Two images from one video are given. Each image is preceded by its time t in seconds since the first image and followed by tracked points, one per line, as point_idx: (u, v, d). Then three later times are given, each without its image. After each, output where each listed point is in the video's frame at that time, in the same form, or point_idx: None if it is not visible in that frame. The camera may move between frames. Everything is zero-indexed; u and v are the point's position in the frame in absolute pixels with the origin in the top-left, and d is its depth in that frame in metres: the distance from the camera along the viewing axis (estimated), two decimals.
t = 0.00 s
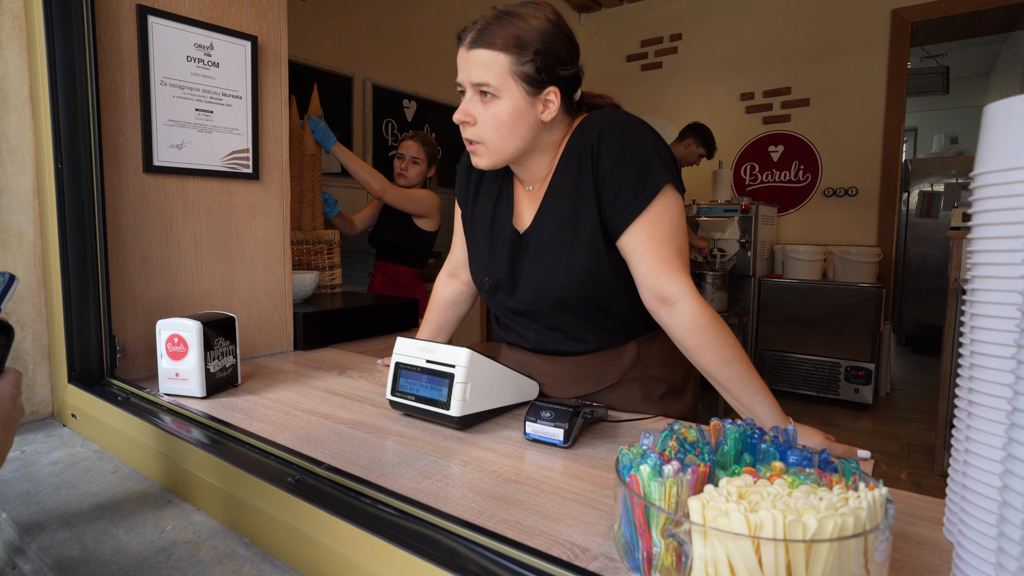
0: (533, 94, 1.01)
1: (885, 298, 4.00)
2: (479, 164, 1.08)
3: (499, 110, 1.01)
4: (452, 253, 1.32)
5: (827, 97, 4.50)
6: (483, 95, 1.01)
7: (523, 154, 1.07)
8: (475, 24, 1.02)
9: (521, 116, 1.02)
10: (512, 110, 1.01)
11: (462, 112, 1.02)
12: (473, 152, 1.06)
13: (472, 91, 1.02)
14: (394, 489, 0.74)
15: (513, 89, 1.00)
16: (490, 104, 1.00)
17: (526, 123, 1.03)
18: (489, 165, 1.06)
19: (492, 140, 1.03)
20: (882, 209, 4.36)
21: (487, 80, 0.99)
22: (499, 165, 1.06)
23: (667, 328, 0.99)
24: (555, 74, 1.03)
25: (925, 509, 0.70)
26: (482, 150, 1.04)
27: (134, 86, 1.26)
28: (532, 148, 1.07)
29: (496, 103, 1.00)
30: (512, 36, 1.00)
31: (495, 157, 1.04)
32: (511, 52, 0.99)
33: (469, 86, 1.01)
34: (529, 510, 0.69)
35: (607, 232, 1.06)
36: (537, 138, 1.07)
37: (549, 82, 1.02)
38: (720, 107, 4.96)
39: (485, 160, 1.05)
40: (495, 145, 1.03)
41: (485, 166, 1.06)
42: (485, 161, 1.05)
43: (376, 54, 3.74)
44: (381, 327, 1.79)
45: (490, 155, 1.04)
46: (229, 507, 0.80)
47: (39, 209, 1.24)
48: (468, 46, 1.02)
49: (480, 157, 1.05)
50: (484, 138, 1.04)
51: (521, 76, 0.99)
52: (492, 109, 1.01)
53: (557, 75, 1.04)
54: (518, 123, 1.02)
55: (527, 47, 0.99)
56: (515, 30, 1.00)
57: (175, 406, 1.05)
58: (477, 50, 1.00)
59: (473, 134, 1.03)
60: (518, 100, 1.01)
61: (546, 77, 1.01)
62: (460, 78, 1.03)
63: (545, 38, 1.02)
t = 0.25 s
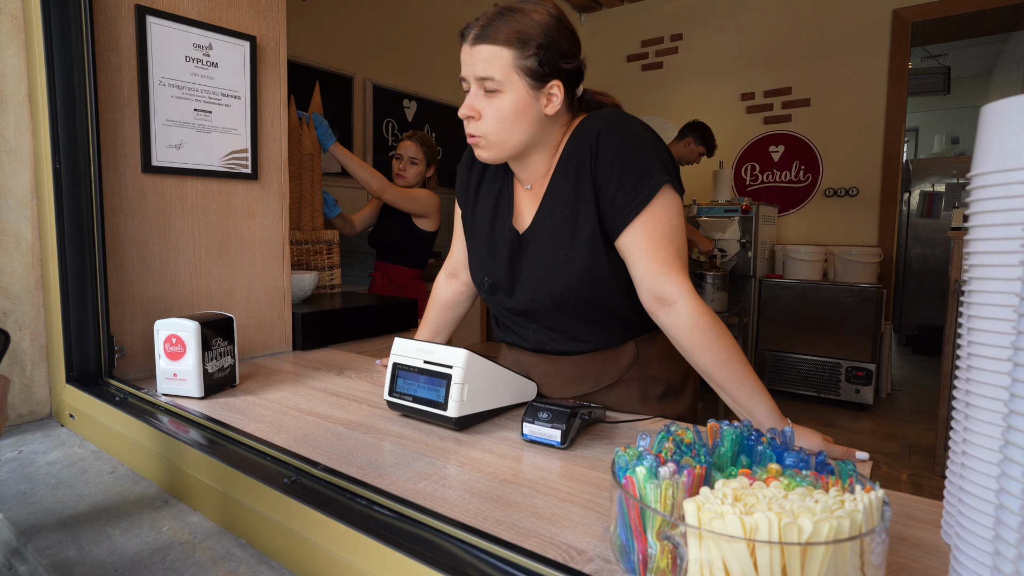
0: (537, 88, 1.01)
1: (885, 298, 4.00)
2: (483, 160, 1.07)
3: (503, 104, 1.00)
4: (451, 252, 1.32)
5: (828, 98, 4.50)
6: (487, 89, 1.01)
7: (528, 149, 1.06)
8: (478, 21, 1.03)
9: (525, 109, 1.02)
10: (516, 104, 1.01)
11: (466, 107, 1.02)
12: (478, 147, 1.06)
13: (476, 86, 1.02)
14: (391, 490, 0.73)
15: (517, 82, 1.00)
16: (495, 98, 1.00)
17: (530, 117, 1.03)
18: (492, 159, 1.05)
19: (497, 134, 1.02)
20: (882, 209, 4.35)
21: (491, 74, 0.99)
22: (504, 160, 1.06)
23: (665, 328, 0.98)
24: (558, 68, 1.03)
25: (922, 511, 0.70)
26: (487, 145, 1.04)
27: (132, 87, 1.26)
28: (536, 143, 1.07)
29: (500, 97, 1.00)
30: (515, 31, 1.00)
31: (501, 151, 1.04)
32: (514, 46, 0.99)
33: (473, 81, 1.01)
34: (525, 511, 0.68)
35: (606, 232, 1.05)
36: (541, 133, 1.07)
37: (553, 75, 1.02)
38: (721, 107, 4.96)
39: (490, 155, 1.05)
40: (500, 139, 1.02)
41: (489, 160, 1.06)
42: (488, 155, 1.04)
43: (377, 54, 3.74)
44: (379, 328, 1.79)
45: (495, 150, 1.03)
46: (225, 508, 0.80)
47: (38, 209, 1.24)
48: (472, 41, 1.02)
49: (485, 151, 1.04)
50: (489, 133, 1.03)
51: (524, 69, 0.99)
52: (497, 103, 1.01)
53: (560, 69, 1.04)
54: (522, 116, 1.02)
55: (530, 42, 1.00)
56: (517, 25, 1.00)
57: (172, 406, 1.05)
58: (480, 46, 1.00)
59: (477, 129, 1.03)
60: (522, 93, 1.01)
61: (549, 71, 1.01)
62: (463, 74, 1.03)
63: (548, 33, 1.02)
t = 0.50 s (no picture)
0: (540, 83, 1.02)
1: (886, 298, 4.00)
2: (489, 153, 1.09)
3: (507, 98, 1.02)
4: (453, 250, 1.33)
5: (828, 97, 4.50)
6: (491, 84, 1.02)
7: (533, 143, 1.08)
8: (481, 17, 1.04)
9: (529, 103, 1.03)
10: (520, 98, 1.02)
11: (471, 102, 1.04)
12: (483, 140, 1.08)
13: (480, 81, 1.03)
14: (391, 484, 0.74)
15: (520, 77, 1.01)
16: (499, 92, 1.02)
17: (534, 111, 1.04)
18: (498, 154, 1.07)
19: (502, 128, 1.04)
20: (883, 209, 4.35)
21: (495, 69, 1.00)
22: (508, 154, 1.07)
23: (664, 324, 0.99)
24: (560, 63, 1.04)
25: (918, 505, 0.70)
26: (492, 139, 1.06)
27: (136, 87, 1.27)
28: (541, 137, 1.08)
29: (504, 91, 1.01)
30: (518, 27, 1.01)
31: (505, 145, 1.06)
32: (518, 41, 1.00)
33: (477, 76, 1.03)
34: (524, 504, 0.69)
35: (606, 229, 1.06)
36: (545, 126, 1.08)
37: (556, 70, 1.03)
38: (722, 107, 4.96)
39: (495, 149, 1.06)
40: (505, 133, 1.04)
41: (495, 154, 1.08)
42: (495, 150, 1.07)
43: (378, 54, 3.75)
44: (380, 326, 1.80)
45: (500, 144, 1.06)
46: (228, 501, 0.81)
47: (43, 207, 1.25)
48: (475, 37, 1.03)
49: (490, 145, 1.06)
50: (495, 127, 1.05)
51: (527, 64, 1.00)
52: (501, 97, 1.02)
53: (563, 64, 1.05)
54: (526, 110, 1.03)
55: (533, 37, 1.00)
56: (520, 20, 1.01)
57: (175, 402, 1.06)
58: (484, 41, 1.01)
59: (483, 123, 1.05)
60: (526, 88, 1.02)
61: (552, 66, 1.02)
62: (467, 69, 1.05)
63: (551, 28, 1.03)
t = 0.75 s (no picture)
0: (536, 89, 1.05)
1: (886, 298, 4.01)
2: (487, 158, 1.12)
3: (504, 104, 1.04)
4: (453, 252, 1.35)
5: (828, 98, 4.51)
6: (488, 90, 1.05)
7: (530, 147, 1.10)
8: (478, 25, 1.06)
9: (525, 109, 1.05)
10: (516, 104, 1.05)
11: (468, 107, 1.06)
12: (481, 146, 1.10)
13: (478, 88, 1.06)
14: (391, 482, 0.76)
15: (516, 83, 1.03)
16: (496, 98, 1.04)
17: (531, 117, 1.06)
18: (495, 158, 1.09)
19: (499, 133, 1.07)
20: (883, 210, 4.36)
21: (491, 76, 1.03)
22: (506, 158, 1.10)
23: (658, 326, 1.01)
24: (555, 69, 1.06)
25: (905, 504, 0.72)
26: (490, 144, 1.08)
27: (141, 92, 1.29)
28: (538, 142, 1.11)
29: (500, 98, 1.04)
30: (514, 35, 1.03)
31: (503, 150, 1.08)
32: (513, 49, 1.03)
33: (474, 83, 1.05)
34: (519, 502, 0.71)
35: (601, 232, 1.08)
36: (542, 131, 1.10)
37: (551, 76, 1.05)
38: (722, 108, 4.97)
39: (493, 154, 1.09)
40: (502, 139, 1.07)
41: (492, 159, 1.10)
42: (492, 154, 1.09)
43: (379, 55, 3.77)
44: (380, 327, 1.82)
45: (498, 149, 1.08)
46: (231, 499, 0.83)
47: (50, 210, 1.27)
48: (472, 45, 1.06)
49: (488, 150, 1.09)
50: (491, 133, 1.08)
51: (523, 71, 1.03)
52: (498, 103, 1.05)
53: (558, 70, 1.07)
54: (523, 116, 1.05)
55: (528, 44, 1.03)
56: (516, 28, 1.03)
57: (180, 402, 1.08)
58: (481, 49, 1.04)
59: (481, 128, 1.08)
60: (521, 94, 1.04)
61: (547, 72, 1.04)
62: (465, 76, 1.08)
63: (546, 35, 1.05)
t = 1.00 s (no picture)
0: (537, 91, 1.05)
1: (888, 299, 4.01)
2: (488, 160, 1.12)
3: (505, 106, 1.04)
4: (455, 253, 1.36)
5: (830, 99, 4.51)
6: (489, 92, 1.05)
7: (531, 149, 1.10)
8: (479, 28, 1.07)
9: (526, 111, 1.05)
10: (517, 106, 1.05)
11: (469, 109, 1.06)
12: (482, 148, 1.10)
13: (479, 90, 1.06)
14: (393, 481, 0.76)
15: (517, 85, 1.04)
16: (497, 100, 1.04)
17: (531, 118, 1.06)
18: (496, 160, 1.09)
19: (500, 135, 1.07)
20: (885, 210, 4.36)
21: (493, 77, 1.03)
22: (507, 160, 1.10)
23: (659, 326, 1.01)
24: (556, 71, 1.06)
25: (906, 503, 0.72)
26: (491, 145, 1.08)
27: (144, 94, 1.30)
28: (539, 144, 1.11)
29: (501, 99, 1.04)
30: (515, 37, 1.03)
31: (504, 152, 1.08)
32: (515, 51, 1.03)
33: (475, 85, 1.05)
34: (521, 501, 0.71)
35: (603, 233, 1.08)
36: (542, 133, 1.10)
37: (552, 78, 1.05)
38: (724, 108, 4.97)
39: (494, 156, 1.09)
40: (503, 140, 1.06)
41: (492, 160, 1.10)
42: (491, 155, 1.08)
43: (381, 57, 3.78)
44: (382, 328, 1.83)
45: (499, 151, 1.08)
46: (235, 498, 0.83)
47: (53, 211, 1.28)
48: (474, 47, 1.06)
49: (489, 152, 1.08)
50: (492, 134, 1.08)
51: (524, 73, 1.03)
52: (499, 105, 1.05)
53: (559, 72, 1.07)
54: (524, 118, 1.05)
55: (529, 46, 1.03)
56: (517, 31, 1.04)
57: (183, 402, 1.09)
58: (482, 51, 1.04)
59: (482, 130, 1.08)
60: (523, 96, 1.04)
61: (548, 74, 1.05)
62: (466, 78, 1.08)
63: (547, 38, 1.06)
